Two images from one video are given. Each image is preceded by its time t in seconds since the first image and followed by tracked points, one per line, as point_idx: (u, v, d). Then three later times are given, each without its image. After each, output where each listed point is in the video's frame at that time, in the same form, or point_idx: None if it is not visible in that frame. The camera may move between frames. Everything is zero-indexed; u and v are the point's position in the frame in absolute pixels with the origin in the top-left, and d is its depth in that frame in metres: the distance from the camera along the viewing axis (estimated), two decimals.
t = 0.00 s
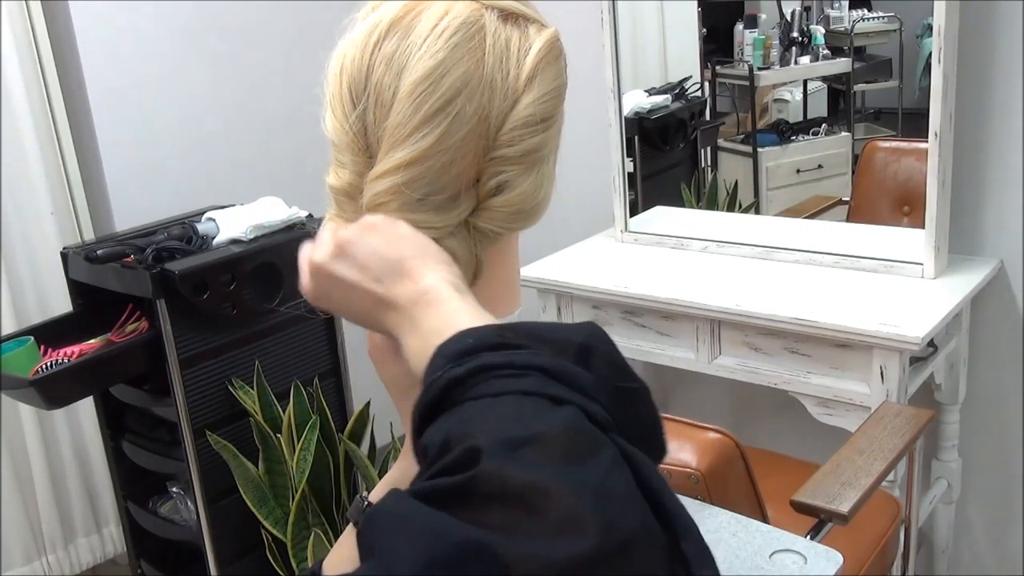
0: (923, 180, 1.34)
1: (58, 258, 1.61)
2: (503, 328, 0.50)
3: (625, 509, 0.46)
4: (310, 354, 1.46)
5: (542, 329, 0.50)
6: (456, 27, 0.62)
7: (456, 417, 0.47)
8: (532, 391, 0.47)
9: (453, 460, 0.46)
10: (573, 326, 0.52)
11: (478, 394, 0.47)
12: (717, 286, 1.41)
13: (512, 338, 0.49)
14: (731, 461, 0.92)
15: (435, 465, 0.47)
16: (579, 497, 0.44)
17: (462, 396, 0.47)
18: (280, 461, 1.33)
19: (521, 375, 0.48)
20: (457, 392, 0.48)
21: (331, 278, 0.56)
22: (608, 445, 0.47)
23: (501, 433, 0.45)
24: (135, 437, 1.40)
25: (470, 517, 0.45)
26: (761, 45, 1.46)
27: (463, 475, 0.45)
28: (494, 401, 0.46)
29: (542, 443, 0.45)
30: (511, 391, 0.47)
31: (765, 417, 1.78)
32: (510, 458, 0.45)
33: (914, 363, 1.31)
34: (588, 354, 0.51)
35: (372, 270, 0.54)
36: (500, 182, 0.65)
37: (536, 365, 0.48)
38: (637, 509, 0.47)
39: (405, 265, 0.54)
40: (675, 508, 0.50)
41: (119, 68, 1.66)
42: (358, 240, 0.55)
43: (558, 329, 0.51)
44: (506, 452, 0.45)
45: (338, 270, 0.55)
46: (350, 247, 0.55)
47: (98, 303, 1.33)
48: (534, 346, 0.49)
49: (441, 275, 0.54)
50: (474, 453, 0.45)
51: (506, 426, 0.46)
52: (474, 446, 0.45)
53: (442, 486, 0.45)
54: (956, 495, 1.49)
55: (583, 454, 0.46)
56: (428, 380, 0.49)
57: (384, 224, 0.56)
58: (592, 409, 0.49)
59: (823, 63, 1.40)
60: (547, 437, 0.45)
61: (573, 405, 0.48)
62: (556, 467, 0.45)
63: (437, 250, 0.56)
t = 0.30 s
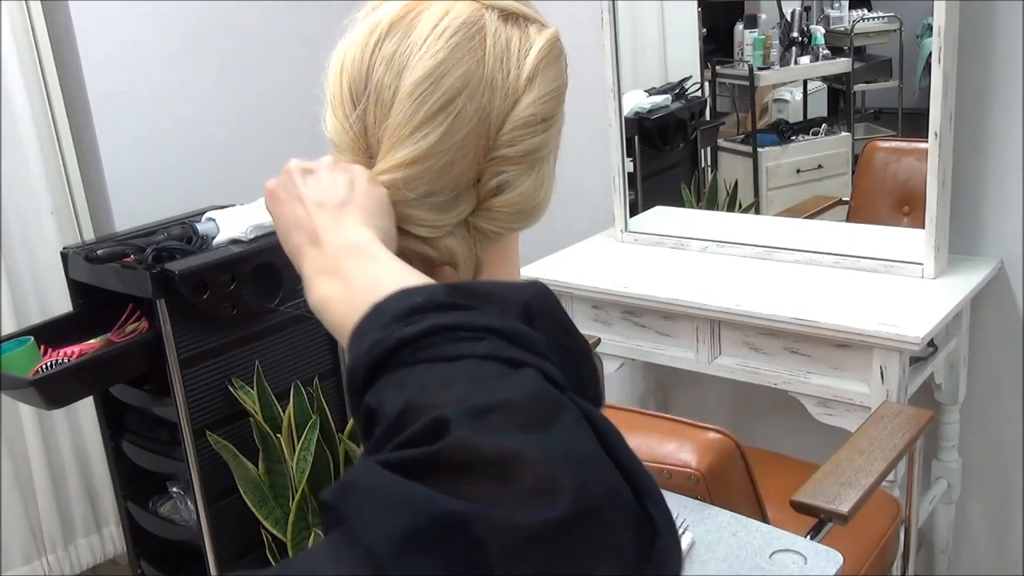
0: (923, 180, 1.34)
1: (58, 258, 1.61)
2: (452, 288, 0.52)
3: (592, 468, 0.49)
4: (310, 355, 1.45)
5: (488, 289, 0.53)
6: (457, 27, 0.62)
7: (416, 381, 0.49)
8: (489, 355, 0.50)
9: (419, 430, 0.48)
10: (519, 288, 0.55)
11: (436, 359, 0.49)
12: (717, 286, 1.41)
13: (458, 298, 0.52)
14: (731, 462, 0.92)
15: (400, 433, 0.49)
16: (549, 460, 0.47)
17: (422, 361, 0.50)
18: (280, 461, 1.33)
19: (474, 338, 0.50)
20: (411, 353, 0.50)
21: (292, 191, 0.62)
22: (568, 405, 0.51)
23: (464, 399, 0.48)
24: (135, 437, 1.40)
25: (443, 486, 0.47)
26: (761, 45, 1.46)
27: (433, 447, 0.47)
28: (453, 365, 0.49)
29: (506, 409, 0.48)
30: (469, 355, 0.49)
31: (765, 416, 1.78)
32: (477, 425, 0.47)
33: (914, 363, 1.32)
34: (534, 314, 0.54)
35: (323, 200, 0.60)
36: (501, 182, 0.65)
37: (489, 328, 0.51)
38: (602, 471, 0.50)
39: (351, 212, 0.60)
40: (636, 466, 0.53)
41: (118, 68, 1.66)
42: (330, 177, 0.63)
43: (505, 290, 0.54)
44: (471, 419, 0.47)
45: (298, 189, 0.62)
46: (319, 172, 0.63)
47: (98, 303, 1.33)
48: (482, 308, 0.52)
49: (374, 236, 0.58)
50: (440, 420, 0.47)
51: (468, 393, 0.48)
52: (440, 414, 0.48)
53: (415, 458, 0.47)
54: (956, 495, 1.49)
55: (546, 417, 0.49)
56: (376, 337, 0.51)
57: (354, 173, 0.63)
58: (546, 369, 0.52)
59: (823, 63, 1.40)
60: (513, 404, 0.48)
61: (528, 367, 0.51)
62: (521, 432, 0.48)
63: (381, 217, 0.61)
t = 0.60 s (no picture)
0: (923, 180, 1.34)
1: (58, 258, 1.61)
2: (429, 257, 0.51)
3: (576, 444, 0.48)
4: (310, 355, 1.45)
5: (465, 258, 0.52)
6: (457, 27, 0.62)
7: (394, 352, 0.47)
8: (469, 327, 0.48)
9: (403, 406, 0.46)
10: (496, 254, 0.54)
11: (416, 330, 0.48)
12: (717, 287, 1.41)
13: (436, 268, 0.51)
14: (731, 462, 0.92)
15: (379, 406, 0.47)
16: (534, 435, 0.46)
17: (399, 331, 0.48)
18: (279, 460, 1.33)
19: (453, 309, 0.49)
20: (390, 325, 0.48)
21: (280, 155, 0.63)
22: (549, 378, 0.49)
23: (447, 373, 0.46)
24: (135, 437, 1.40)
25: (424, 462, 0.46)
26: (761, 45, 1.46)
27: (415, 422, 0.46)
28: (434, 337, 0.48)
29: (491, 384, 0.46)
30: (448, 326, 0.48)
31: (765, 416, 1.78)
32: (461, 401, 0.46)
33: (914, 363, 1.31)
34: (510, 284, 0.53)
35: (303, 164, 0.62)
36: (500, 182, 0.65)
37: (469, 300, 0.49)
38: (587, 446, 0.48)
39: (327, 176, 0.61)
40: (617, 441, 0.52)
41: (118, 68, 1.67)
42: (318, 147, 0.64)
43: (483, 260, 0.52)
44: (455, 395, 0.46)
45: (287, 153, 0.63)
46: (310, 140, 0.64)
47: (98, 303, 1.33)
48: (460, 278, 0.51)
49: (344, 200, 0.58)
50: (424, 397, 0.46)
51: (450, 367, 0.47)
52: (424, 391, 0.46)
53: (397, 437, 0.45)
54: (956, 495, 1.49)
55: (529, 391, 0.47)
56: (353, 308, 0.49)
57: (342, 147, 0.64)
58: (526, 341, 0.50)
59: (823, 62, 1.40)
60: (494, 378, 0.47)
61: (509, 340, 0.49)
62: (507, 408, 0.46)
63: (356, 186, 0.61)
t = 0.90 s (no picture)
0: (923, 180, 1.34)
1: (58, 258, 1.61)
2: (431, 244, 0.50)
3: (579, 441, 0.49)
4: (310, 355, 1.45)
5: (465, 245, 0.51)
6: (456, 27, 0.62)
7: (399, 344, 0.47)
8: (473, 319, 0.48)
9: (409, 401, 0.45)
10: (499, 241, 0.53)
11: (421, 322, 0.48)
12: (717, 287, 1.41)
13: (440, 256, 0.50)
14: (731, 462, 0.92)
15: (383, 399, 0.47)
16: (538, 433, 0.46)
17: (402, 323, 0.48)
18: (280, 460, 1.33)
19: (459, 300, 0.48)
20: (394, 315, 0.48)
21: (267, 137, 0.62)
22: (553, 373, 0.49)
23: (453, 367, 0.46)
24: (135, 437, 1.40)
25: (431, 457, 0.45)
26: (761, 45, 1.46)
27: (422, 417, 0.45)
28: (439, 329, 0.47)
29: (496, 379, 0.47)
30: (453, 318, 0.48)
31: (765, 416, 1.78)
32: (467, 396, 0.46)
33: (913, 363, 1.31)
34: (512, 272, 0.53)
35: (293, 147, 0.60)
36: (500, 182, 0.65)
37: (474, 290, 0.49)
38: (588, 441, 0.49)
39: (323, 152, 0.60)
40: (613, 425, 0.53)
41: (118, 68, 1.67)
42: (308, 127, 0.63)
43: (485, 249, 0.52)
44: (462, 389, 0.46)
45: (275, 135, 0.62)
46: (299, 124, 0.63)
47: (98, 303, 1.33)
48: (463, 266, 0.50)
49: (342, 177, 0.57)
50: (431, 392, 0.45)
51: (456, 361, 0.46)
52: (431, 386, 0.45)
53: (402, 434, 0.45)
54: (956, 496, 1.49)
55: (533, 388, 0.48)
56: (357, 298, 0.49)
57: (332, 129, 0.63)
58: (529, 331, 0.50)
59: (823, 63, 1.40)
60: (500, 372, 0.47)
61: (513, 331, 0.49)
62: (512, 404, 0.46)
63: (352, 163, 0.60)
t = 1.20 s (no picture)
0: (923, 180, 1.34)
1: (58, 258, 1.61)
2: (419, 239, 0.51)
3: (567, 415, 0.49)
4: (310, 354, 1.45)
5: (455, 239, 0.52)
6: (457, 28, 0.62)
7: (386, 334, 0.48)
8: (458, 307, 0.49)
9: (392, 385, 0.47)
10: (487, 233, 0.54)
11: (406, 313, 0.49)
12: (717, 287, 1.41)
13: (425, 250, 0.51)
14: (731, 462, 0.92)
15: (372, 387, 0.48)
16: (522, 408, 0.47)
17: (390, 313, 0.49)
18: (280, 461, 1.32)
19: (443, 290, 0.49)
20: (381, 308, 0.49)
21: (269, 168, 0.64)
22: (541, 352, 0.50)
23: (435, 351, 0.47)
24: (135, 437, 1.40)
25: (414, 437, 0.46)
26: (761, 45, 1.46)
27: (405, 400, 0.47)
28: (423, 318, 0.48)
29: (479, 360, 0.47)
30: (437, 307, 0.49)
31: (764, 415, 1.78)
32: (449, 377, 0.46)
33: (913, 363, 1.31)
34: (501, 261, 0.54)
35: (287, 174, 0.62)
36: (501, 182, 0.65)
37: (459, 279, 0.50)
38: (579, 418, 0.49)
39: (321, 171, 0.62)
40: (611, 406, 0.53)
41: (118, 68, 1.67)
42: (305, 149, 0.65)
43: (473, 238, 0.53)
44: (443, 371, 0.47)
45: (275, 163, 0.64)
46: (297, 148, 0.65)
47: (98, 303, 1.33)
48: (449, 258, 0.51)
49: (338, 189, 0.59)
50: (412, 374, 0.47)
51: (439, 345, 0.47)
52: (413, 369, 0.47)
53: (385, 417, 0.46)
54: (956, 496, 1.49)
55: (518, 366, 0.48)
56: (346, 296, 0.50)
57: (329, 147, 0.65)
58: (517, 316, 0.51)
59: (823, 63, 1.40)
60: (483, 354, 0.47)
61: (500, 316, 0.50)
62: (495, 384, 0.47)
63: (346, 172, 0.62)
